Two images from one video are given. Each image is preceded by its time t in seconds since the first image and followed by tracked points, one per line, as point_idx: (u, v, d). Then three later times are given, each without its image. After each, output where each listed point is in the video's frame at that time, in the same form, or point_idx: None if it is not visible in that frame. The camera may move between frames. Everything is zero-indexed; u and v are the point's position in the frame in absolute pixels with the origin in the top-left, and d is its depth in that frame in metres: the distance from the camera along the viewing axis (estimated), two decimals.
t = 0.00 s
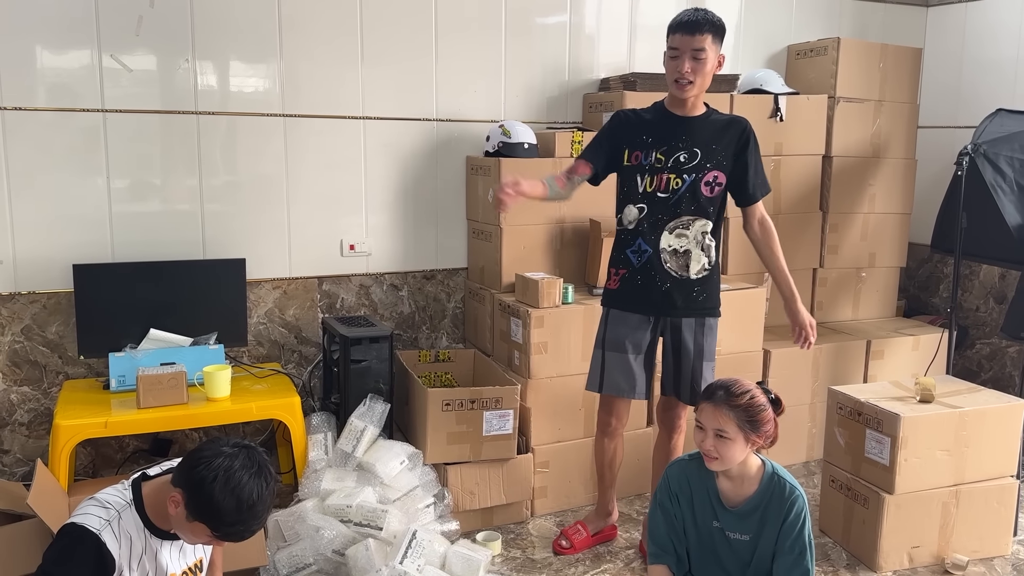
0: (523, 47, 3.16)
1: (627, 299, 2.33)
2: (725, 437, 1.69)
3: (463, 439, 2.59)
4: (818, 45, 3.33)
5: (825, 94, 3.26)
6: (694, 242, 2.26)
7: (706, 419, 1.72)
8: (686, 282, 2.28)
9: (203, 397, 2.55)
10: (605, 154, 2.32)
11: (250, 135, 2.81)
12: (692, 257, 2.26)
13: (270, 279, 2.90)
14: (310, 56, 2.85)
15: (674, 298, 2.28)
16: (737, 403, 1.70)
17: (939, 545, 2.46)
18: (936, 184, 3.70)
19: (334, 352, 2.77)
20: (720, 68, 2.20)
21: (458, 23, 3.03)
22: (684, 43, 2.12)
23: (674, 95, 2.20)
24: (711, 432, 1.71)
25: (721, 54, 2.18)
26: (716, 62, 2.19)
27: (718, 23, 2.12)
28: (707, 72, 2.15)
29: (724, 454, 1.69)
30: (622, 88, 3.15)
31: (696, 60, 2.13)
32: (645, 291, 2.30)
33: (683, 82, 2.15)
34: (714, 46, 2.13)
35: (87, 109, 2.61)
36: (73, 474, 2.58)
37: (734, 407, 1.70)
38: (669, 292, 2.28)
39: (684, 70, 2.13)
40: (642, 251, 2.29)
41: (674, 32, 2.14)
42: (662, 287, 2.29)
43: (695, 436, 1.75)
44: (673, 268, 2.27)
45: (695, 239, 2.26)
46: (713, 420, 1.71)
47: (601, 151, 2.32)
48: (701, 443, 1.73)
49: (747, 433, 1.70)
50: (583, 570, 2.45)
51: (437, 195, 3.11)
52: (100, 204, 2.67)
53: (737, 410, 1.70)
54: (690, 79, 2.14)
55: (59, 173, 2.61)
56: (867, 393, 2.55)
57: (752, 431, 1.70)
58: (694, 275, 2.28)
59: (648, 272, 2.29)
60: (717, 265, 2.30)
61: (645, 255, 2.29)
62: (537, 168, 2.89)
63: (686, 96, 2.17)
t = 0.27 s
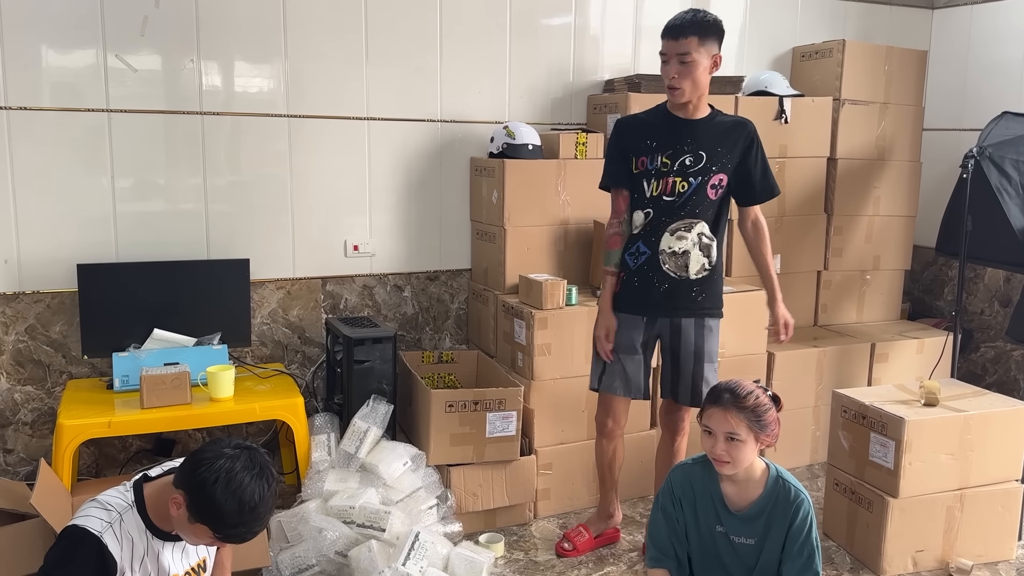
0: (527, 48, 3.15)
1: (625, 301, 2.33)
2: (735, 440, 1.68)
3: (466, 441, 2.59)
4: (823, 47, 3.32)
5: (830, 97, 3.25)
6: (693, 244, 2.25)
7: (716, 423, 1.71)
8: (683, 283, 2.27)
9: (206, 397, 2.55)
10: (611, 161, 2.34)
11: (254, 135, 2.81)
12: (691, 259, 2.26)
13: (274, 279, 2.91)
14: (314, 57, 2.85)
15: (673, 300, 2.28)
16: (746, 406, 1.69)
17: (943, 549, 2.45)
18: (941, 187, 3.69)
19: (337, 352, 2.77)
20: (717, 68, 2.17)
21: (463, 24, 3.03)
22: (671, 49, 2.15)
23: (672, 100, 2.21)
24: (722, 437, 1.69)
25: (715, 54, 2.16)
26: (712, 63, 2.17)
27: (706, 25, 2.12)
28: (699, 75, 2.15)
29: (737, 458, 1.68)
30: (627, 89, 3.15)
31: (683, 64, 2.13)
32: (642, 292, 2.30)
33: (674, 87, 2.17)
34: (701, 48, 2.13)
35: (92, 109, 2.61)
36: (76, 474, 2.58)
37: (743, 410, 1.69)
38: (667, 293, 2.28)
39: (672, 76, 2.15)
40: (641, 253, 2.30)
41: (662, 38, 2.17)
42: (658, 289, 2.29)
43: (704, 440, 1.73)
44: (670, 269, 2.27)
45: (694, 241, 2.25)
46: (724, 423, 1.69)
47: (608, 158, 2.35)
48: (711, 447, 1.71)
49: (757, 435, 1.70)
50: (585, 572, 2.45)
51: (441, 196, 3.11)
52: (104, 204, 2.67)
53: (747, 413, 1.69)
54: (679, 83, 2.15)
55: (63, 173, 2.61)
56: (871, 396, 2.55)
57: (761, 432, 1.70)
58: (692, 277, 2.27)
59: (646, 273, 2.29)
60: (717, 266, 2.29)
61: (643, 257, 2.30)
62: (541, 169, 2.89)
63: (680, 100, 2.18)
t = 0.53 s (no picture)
0: (531, 49, 3.15)
1: (630, 301, 2.35)
2: (741, 442, 1.68)
3: (469, 441, 2.59)
4: (827, 49, 3.32)
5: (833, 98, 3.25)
6: (697, 247, 2.24)
7: (720, 424, 1.71)
8: (686, 285, 2.26)
9: (210, 397, 2.56)
10: (618, 167, 2.40)
11: (257, 135, 2.81)
12: (694, 262, 2.24)
13: (277, 280, 2.91)
14: (318, 57, 2.85)
15: (676, 302, 2.27)
16: (750, 407, 1.69)
17: (946, 551, 2.45)
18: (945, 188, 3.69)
19: (340, 353, 2.77)
20: (698, 72, 2.14)
21: (467, 25, 3.03)
22: (647, 60, 2.16)
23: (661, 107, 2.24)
24: (727, 438, 1.69)
25: (694, 61, 2.13)
26: (691, 69, 2.14)
27: (680, 33, 2.09)
28: (677, 83, 2.14)
29: (743, 460, 1.68)
30: (630, 90, 3.15)
31: (659, 75, 2.14)
32: (646, 294, 2.31)
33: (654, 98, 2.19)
34: (674, 58, 2.11)
35: (96, 109, 2.62)
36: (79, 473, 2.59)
37: (748, 411, 1.69)
38: (670, 296, 2.27)
39: (650, 87, 2.18)
40: (646, 255, 2.32)
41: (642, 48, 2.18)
42: (662, 291, 2.29)
43: (708, 441, 1.73)
44: (673, 271, 2.27)
45: (698, 244, 2.24)
46: (729, 425, 1.69)
47: (616, 163, 2.40)
48: (716, 449, 1.71)
49: (761, 435, 1.70)
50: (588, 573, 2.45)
51: (444, 197, 3.11)
52: (108, 203, 2.67)
53: (752, 414, 1.69)
54: (657, 94, 2.17)
55: (67, 172, 2.61)
56: (875, 398, 2.54)
57: (766, 433, 1.71)
58: (695, 280, 2.26)
59: (651, 274, 2.30)
60: (721, 269, 2.26)
61: (649, 259, 2.31)
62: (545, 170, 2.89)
63: (665, 108, 2.20)
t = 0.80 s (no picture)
0: (532, 48, 3.15)
1: (625, 299, 2.36)
2: (745, 458, 1.64)
3: (470, 440, 2.60)
4: (829, 48, 3.32)
5: (835, 97, 3.25)
6: (691, 245, 2.23)
7: (725, 441, 1.66)
8: (679, 285, 2.26)
9: (211, 395, 2.56)
10: (618, 163, 2.40)
11: (259, 134, 2.82)
12: (688, 261, 2.24)
13: (279, 278, 2.91)
14: (320, 56, 2.85)
15: (668, 302, 2.28)
16: (754, 423, 1.65)
17: (948, 550, 2.45)
18: (947, 187, 3.69)
19: (342, 351, 2.78)
20: (705, 63, 2.18)
21: (468, 24, 3.03)
22: (658, 44, 2.14)
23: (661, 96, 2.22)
24: (730, 454, 1.66)
25: (703, 50, 2.16)
26: (699, 58, 2.17)
27: (692, 23, 2.12)
28: (688, 70, 2.15)
29: (745, 475, 1.66)
30: (632, 89, 3.15)
31: (672, 58, 2.13)
32: (640, 291, 2.32)
33: (663, 84, 2.17)
34: (689, 43, 2.13)
35: (98, 107, 2.62)
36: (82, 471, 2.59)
37: (752, 427, 1.65)
38: (663, 295, 2.28)
39: (661, 72, 2.15)
40: (642, 253, 2.32)
41: (649, 34, 2.16)
42: (656, 289, 2.30)
43: (711, 456, 1.69)
44: (667, 271, 2.27)
45: (693, 242, 2.23)
46: (734, 442, 1.65)
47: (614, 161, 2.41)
48: (718, 464, 1.67)
49: (764, 449, 1.67)
50: (589, 572, 2.45)
51: (446, 196, 3.11)
52: (110, 202, 2.68)
53: (756, 430, 1.66)
54: (668, 79, 2.15)
55: (69, 171, 2.62)
56: (876, 397, 2.54)
57: (768, 447, 1.68)
58: (688, 279, 2.26)
59: (645, 273, 2.31)
60: (716, 268, 2.25)
61: (644, 257, 2.32)
62: (547, 169, 2.89)
63: (671, 95, 2.18)
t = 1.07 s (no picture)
0: (533, 46, 3.15)
1: (630, 298, 2.35)
2: (760, 499, 1.52)
3: (472, 439, 2.59)
4: (830, 45, 3.31)
5: (837, 94, 3.24)
6: (696, 242, 2.24)
7: (742, 483, 1.52)
8: (686, 282, 2.27)
9: (213, 394, 2.56)
10: (622, 162, 2.42)
11: (260, 133, 2.81)
12: (693, 258, 2.24)
13: (280, 277, 2.91)
14: (322, 55, 2.85)
15: (675, 300, 2.28)
16: (774, 464, 1.52)
17: (950, 548, 2.45)
18: (949, 185, 3.68)
19: (344, 350, 2.77)
20: (718, 59, 2.21)
21: (469, 22, 3.03)
22: (682, 32, 2.13)
23: (676, 86, 2.19)
24: (746, 495, 1.52)
25: (718, 46, 2.19)
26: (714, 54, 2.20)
27: (712, 18, 2.15)
28: (707, 61, 2.16)
29: (759, 513, 1.55)
30: (634, 87, 3.15)
31: (695, 47, 2.13)
32: (647, 290, 2.31)
33: (685, 71, 2.15)
34: (712, 34, 2.15)
35: (99, 106, 2.62)
36: (84, 470, 2.59)
37: (770, 469, 1.52)
38: (670, 293, 2.28)
39: (684, 59, 2.14)
40: (646, 251, 2.32)
41: (670, 23, 2.16)
42: (662, 287, 2.29)
43: (722, 495, 1.56)
44: (673, 269, 2.27)
45: (698, 239, 2.23)
46: (751, 484, 1.51)
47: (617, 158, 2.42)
48: (731, 503, 1.55)
49: (780, 487, 1.55)
50: (592, 570, 2.45)
51: (447, 194, 3.11)
52: (111, 200, 2.67)
53: (774, 471, 1.53)
54: (691, 67, 2.14)
55: (69, 170, 2.62)
56: (879, 395, 2.54)
57: (783, 484, 1.56)
58: (694, 277, 2.26)
59: (650, 272, 2.30)
60: (722, 266, 2.25)
61: (649, 255, 2.31)
62: (548, 168, 2.88)
63: (690, 85, 2.17)
